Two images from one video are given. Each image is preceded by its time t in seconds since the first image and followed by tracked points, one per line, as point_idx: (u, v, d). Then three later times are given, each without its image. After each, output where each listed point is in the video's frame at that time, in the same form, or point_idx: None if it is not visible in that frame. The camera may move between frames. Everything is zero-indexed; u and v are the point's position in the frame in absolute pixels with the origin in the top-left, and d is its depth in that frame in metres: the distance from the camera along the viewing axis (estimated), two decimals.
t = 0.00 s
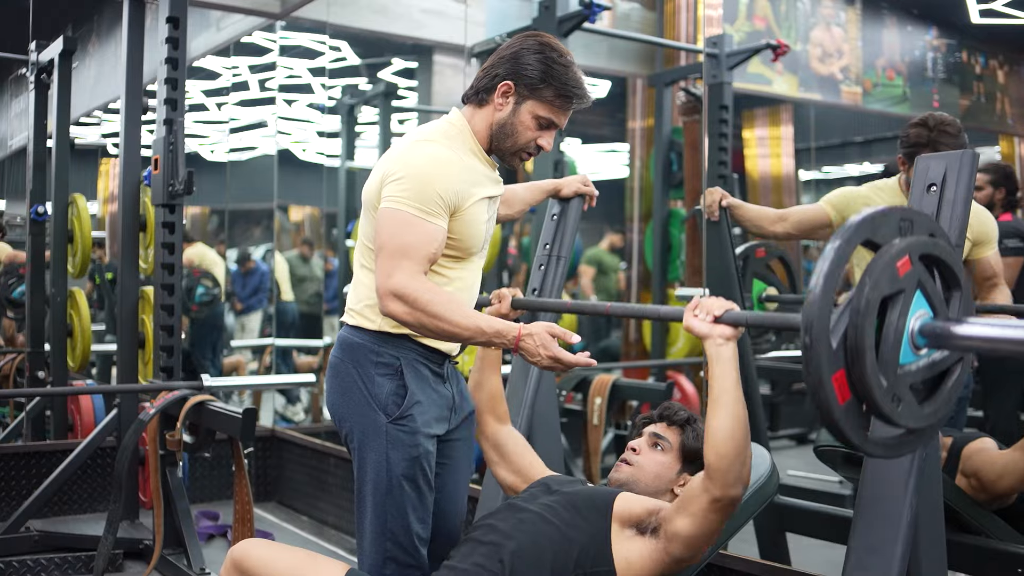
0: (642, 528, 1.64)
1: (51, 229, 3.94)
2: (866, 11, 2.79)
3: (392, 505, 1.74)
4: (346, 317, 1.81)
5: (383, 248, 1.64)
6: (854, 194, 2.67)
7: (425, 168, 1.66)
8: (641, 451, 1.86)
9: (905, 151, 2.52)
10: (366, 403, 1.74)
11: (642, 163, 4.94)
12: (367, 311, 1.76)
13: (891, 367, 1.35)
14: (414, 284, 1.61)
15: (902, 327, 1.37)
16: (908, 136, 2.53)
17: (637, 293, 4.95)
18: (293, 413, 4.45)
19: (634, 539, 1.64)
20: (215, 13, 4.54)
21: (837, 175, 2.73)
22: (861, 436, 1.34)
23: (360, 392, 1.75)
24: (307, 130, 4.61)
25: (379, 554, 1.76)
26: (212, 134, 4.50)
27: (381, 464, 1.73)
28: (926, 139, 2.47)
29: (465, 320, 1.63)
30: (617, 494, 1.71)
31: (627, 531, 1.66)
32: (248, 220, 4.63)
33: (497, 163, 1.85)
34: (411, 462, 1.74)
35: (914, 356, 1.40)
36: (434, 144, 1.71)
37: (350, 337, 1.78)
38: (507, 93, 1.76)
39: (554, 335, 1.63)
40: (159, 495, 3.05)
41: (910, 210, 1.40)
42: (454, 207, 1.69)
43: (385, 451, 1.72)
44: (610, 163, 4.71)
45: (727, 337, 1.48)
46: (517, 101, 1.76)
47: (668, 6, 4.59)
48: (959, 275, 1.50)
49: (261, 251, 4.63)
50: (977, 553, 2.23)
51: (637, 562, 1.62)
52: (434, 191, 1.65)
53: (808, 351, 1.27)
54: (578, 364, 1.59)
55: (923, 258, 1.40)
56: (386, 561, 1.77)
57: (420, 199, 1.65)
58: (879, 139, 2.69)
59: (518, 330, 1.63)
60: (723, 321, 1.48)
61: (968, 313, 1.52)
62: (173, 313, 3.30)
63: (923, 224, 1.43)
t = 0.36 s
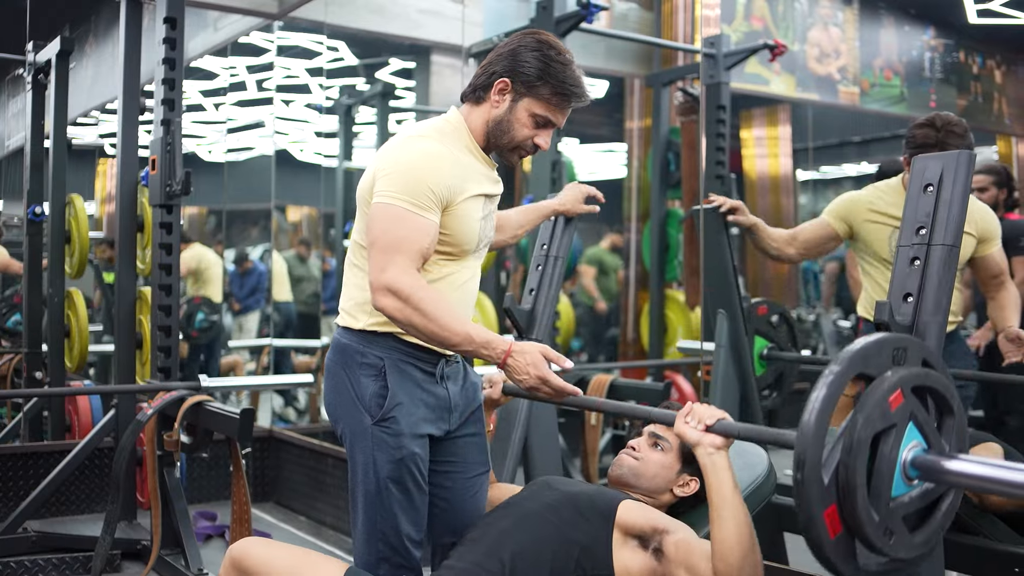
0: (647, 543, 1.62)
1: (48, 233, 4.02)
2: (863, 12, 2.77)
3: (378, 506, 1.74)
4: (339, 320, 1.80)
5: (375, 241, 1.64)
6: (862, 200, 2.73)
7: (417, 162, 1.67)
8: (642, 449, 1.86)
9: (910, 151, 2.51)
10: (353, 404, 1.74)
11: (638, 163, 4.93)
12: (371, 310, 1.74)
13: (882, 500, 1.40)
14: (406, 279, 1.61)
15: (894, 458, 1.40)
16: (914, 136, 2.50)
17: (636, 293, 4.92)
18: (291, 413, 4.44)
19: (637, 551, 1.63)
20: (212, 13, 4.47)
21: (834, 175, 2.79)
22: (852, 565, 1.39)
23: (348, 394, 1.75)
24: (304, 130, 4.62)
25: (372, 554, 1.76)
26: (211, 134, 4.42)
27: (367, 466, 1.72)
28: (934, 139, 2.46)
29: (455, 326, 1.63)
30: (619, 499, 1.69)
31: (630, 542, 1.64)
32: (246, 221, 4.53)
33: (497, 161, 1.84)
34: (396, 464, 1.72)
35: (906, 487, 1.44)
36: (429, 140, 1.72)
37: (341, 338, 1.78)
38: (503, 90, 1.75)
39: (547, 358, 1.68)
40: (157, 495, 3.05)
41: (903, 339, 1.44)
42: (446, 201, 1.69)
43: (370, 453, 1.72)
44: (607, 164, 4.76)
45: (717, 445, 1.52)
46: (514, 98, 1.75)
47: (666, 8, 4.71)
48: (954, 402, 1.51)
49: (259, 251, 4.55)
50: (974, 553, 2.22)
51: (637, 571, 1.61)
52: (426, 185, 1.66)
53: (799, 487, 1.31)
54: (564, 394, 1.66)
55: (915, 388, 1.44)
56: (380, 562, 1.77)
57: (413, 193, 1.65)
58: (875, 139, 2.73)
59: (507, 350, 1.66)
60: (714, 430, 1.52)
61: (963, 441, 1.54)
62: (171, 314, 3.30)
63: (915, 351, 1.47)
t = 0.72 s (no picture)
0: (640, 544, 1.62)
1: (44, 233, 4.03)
2: (860, 11, 2.82)
3: (370, 501, 1.74)
4: (345, 311, 1.80)
5: (415, 245, 1.63)
6: (855, 214, 2.69)
7: (445, 164, 1.66)
8: (635, 447, 1.86)
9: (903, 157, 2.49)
10: (349, 400, 1.74)
11: (636, 162, 4.96)
12: (380, 305, 1.74)
13: (872, 560, 1.45)
14: (456, 288, 1.61)
15: (884, 520, 1.46)
16: (905, 142, 2.49)
17: (632, 294, 4.98)
18: (289, 413, 4.44)
19: (631, 552, 1.63)
20: (210, 12, 4.44)
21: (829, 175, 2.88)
22: None
23: (345, 389, 1.75)
24: (301, 130, 4.57)
25: (365, 550, 1.77)
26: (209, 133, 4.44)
27: (359, 462, 1.72)
28: (926, 143, 2.44)
29: (496, 345, 1.63)
30: (612, 500, 1.69)
31: (624, 542, 1.64)
32: (243, 220, 4.56)
33: (521, 169, 1.81)
34: (387, 461, 1.71)
35: (896, 547, 1.50)
36: (462, 145, 1.70)
37: (343, 332, 1.79)
38: (530, 99, 1.72)
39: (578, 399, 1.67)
40: (154, 494, 3.04)
41: (892, 401, 1.51)
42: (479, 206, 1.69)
43: (363, 449, 1.71)
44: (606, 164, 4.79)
45: (709, 498, 1.57)
46: (541, 108, 1.71)
47: (662, 7, 4.71)
48: (943, 463, 1.58)
49: (256, 251, 4.58)
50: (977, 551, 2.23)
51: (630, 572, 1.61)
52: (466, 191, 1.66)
53: (790, 547, 1.38)
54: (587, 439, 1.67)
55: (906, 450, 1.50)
56: (373, 557, 1.77)
57: (443, 195, 1.64)
58: (872, 139, 2.79)
59: (541, 386, 1.65)
60: (706, 484, 1.58)
61: (952, 501, 1.60)
62: (168, 312, 3.30)
63: (904, 413, 1.53)
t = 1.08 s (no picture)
0: (635, 544, 1.61)
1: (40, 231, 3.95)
2: (856, 13, 2.85)
3: (369, 504, 1.73)
4: (342, 313, 1.79)
5: (457, 276, 1.60)
6: (849, 226, 2.64)
7: (481, 191, 1.62)
8: (631, 448, 1.86)
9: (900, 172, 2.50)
10: (346, 403, 1.73)
11: (632, 163, 4.99)
12: (383, 311, 1.73)
13: None
14: (498, 322, 1.58)
15: (882, 548, 1.44)
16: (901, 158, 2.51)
17: (628, 294, 4.98)
18: (285, 414, 4.49)
19: (625, 553, 1.62)
20: (206, 13, 4.39)
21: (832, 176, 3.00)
22: None
23: (341, 391, 1.74)
24: (297, 130, 4.54)
25: (362, 550, 1.76)
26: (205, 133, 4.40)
27: (358, 465, 1.72)
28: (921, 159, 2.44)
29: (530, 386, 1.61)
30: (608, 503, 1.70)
31: (618, 544, 1.63)
32: (240, 220, 4.52)
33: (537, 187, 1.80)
34: (387, 464, 1.71)
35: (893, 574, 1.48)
36: (493, 170, 1.67)
37: (338, 334, 1.78)
38: (555, 122, 1.69)
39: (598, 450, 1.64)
40: (149, 494, 3.04)
41: (891, 428, 1.50)
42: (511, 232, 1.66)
43: (362, 452, 1.71)
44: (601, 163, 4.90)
45: (707, 521, 1.54)
46: (565, 132, 1.69)
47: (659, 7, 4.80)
48: (939, 491, 1.57)
49: (252, 250, 4.53)
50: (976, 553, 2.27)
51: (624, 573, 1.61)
52: (500, 219, 1.62)
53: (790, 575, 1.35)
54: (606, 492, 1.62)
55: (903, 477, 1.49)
56: (370, 557, 1.77)
57: (480, 223, 1.61)
58: (867, 139, 2.85)
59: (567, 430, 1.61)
60: (706, 506, 1.54)
61: (946, 525, 1.59)
62: (164, 312, 3.29)
63: (903, 440, 1.53)
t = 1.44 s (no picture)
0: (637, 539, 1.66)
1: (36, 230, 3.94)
2: (852, 13, 2.85)
3: (369, 502, 1.73)
4: (342, 313, 1.80)
5: (475, 284, 1.61)
6: (848, 229, 2.68)
7: (498, 199, 1.63)
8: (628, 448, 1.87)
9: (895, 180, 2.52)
10: (344, 403, 1.73)
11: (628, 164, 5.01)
12: (386, 312, 1.74)
13: (874, 543, 1.51)
14: (517, 331, 1.61)
15: (886, 506, 1.51)
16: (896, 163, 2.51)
17: (625, 294, 4.99)
18: (282, 413, 4.42)
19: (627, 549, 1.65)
20: (202, 13, 4.37)
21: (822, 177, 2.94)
22: None
23: (339, 391, 1.74)
24: (294, 129, 4.55)
25: (362, 550, 1.76)
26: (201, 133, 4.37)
27: (357, 464, 1.72)
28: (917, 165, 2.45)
29: (554, 393, 1.63)
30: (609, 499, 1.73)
31: (619, 539, 1.68)
32: (236, 220, 4.52)
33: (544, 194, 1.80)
34: (387, 464, 1.71)
35: (895, 532, 1.56)
36: (505, 178, 1.67)
37: (337, 334, 1.78)
38: (565, 131, 1.70)
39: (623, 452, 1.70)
40: (146, 494, 3.04)
41: (894, 392, 1.58)
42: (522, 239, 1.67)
43: (361, 451, 1.71)
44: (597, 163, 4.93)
45: (713, 490, 1.59)
46: (575, 140, 1.70)
47: (656, 8, 4.80)
48: (941, 449, 1.64)
49: (248, 251, 4.53)
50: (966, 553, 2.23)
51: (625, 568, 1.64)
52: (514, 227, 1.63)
53: (795, 531, 1.43)
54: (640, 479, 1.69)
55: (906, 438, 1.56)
56: (370, 556, 1.77)
57: (497, 231, 1.61)
58: (863, 139, 2.81)
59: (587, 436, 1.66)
60: (710, 474, 1.59)
61: (950, 490, 1.66)
62: (160, 313, 3.29)
63: (906, 403, 1.60)
